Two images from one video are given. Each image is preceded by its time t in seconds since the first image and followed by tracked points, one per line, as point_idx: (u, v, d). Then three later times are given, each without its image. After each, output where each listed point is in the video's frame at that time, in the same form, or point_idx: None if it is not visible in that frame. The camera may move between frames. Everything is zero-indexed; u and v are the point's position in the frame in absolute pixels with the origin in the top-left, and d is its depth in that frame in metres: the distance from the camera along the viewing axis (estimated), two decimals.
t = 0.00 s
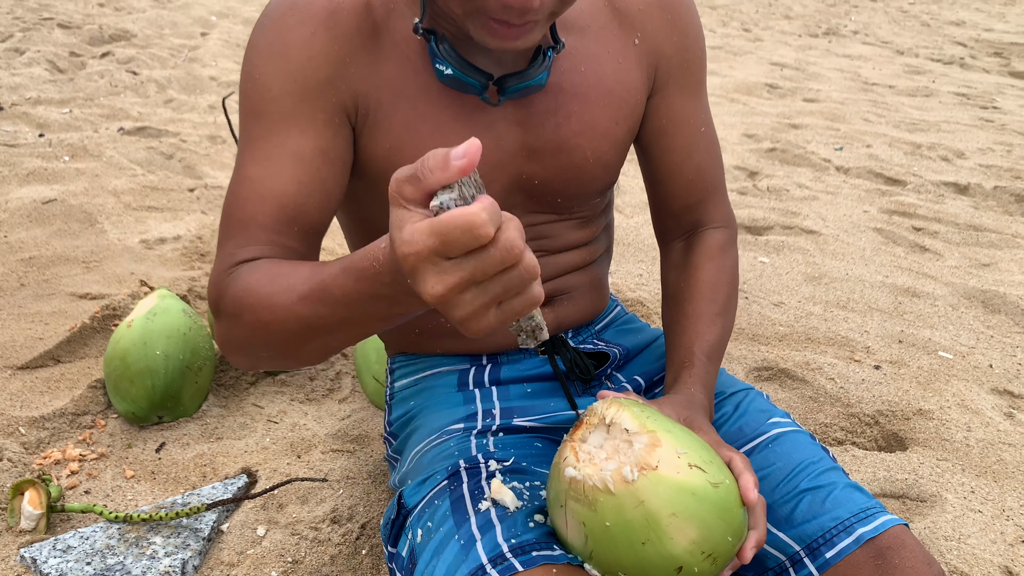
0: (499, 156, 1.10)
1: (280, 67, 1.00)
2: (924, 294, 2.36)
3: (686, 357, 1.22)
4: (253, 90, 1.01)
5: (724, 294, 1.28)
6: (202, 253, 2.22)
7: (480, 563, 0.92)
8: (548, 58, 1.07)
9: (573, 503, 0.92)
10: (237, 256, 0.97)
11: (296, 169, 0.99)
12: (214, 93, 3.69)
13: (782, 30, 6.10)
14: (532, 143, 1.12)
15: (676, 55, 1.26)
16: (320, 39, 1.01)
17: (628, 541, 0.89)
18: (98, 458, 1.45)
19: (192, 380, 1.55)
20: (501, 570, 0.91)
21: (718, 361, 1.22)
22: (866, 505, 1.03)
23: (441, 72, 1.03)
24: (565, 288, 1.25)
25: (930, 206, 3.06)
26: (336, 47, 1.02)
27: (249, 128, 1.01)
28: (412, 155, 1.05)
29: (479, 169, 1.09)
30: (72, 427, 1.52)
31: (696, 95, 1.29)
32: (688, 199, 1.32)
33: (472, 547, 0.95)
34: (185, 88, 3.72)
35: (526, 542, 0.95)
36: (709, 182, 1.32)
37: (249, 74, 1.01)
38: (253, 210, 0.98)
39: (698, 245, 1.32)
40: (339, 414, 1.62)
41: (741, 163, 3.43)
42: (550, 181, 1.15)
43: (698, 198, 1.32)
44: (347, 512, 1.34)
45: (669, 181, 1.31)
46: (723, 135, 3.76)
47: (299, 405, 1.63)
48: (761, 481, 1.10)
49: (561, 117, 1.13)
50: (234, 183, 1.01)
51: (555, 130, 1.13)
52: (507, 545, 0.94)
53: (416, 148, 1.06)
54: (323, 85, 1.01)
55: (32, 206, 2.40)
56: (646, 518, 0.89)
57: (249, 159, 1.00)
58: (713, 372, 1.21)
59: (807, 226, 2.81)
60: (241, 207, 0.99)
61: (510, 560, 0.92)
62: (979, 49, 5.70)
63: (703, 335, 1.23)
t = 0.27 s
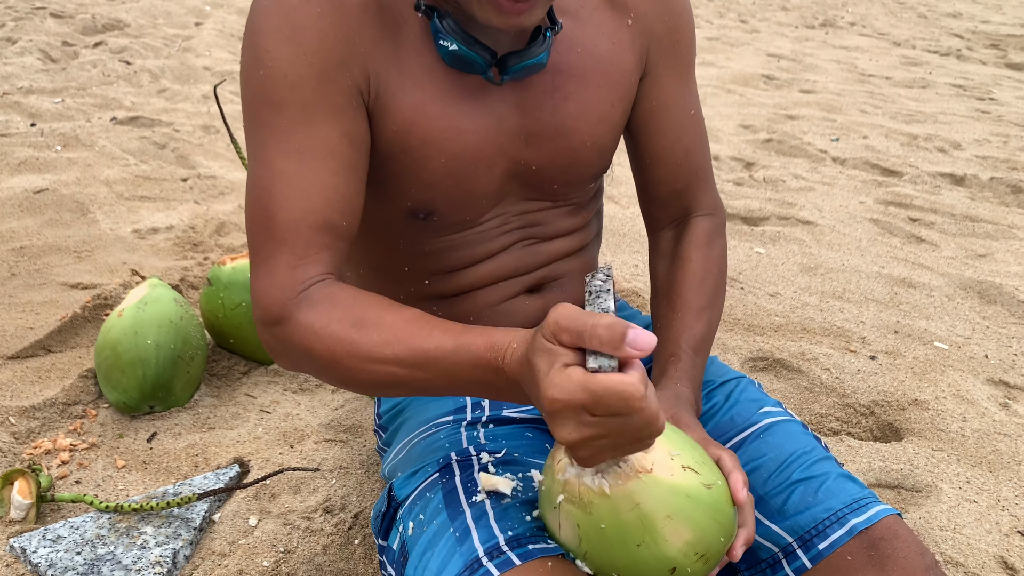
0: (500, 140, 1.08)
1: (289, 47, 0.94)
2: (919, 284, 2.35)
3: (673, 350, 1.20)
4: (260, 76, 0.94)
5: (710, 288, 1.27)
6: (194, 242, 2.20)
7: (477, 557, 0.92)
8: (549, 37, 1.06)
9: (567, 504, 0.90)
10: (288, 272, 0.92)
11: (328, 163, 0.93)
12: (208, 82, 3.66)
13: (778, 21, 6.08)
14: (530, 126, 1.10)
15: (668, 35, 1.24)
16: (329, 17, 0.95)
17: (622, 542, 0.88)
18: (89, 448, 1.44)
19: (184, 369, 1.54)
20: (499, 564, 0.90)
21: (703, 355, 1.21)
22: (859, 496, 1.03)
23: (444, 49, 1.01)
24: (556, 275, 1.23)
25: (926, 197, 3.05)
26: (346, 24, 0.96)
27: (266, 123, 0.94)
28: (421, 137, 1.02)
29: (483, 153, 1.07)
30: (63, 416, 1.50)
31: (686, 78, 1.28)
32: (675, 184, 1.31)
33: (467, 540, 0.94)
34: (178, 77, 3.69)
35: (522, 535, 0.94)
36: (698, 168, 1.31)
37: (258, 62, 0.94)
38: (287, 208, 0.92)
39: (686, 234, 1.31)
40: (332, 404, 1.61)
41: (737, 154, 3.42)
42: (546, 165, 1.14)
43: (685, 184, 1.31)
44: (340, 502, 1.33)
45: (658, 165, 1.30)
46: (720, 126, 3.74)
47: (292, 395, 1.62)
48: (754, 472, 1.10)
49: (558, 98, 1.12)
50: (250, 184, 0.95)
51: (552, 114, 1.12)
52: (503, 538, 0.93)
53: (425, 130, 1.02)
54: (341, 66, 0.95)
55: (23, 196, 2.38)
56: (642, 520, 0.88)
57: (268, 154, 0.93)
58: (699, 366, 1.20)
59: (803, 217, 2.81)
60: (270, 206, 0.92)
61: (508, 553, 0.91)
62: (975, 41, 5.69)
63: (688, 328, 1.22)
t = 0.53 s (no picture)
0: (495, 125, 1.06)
1: (284, 21, 0.93)
2: (912, 269, 2.35)
3: (663, 337, 1.19)
4: (258, 53, 0.93)
5: (703, 273, 1.26)
6: (182, 237, 2.18)
7: (468, 550, 0.90)
8: (544, 19, 1.05)
9: (559, 481, 0.90)
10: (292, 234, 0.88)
11: (325, 128, 0.91)
12: (195, 75, 3.62)
13: (770, 7, 6.05)
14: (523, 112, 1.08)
15: (664, 22, 1.22)
16: None
17: (617, 515, 0.87)
18: (77, 447, 1.42)
19: (172, 365, 1.53)
20: (489, 556, 0.89)
21: (696, 342, 1.20)
22: (859, 481, 1.02)
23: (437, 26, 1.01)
24: (550, 268, 1.24)
25: (918, 182, 3.04)
26: None
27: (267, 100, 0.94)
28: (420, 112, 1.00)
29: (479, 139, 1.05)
30: (50, 416, 1.49)
31: (682, 66, 1.27)
32: (670, 174, 1.30)
33: (459, 532, 0.92)
34: (165, 70, 3.65)
35: (513, 524, 0.93)
36: (692, 157, 1.30)
37: (253, 41, 0.94)
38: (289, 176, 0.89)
39: (679, 223, 1.30)
40: (323, 399, 1.59)
41: (729, 141, 3.40)
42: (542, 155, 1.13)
43: (681, 172, 1.30)
44: (332, 498, 1.32)
45: (653, 154, 1.28)
46: (712, 112, 3.73)
47: (282, 390, 1.61)
48: (753, 458, 1.09)
49: (554, 82, 1.10)
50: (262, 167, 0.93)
51: (547, 98, 1.10)
52: (494, 528, 0.92)
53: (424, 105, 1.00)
54: (332, 32, 0.94)
55: (8, 192, 2.34)
56: (635, 491, 0.87)
57: (272, 129, 0.92)
58: (690, 353, 1.18)
59: (795, 203, 2.79)
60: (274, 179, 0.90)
61: (499, 544, 0.90)
62: (967, 24, 5.67)
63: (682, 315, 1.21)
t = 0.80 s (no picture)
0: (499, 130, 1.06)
1: (299, 19, 0.92)
2: (911, 276, 2.35)
3: (663, 346, 1.20)
4: (268, 49, 0.92)
5: (702, 283, 1.27)
6: (181, 245, 2.18)
7: (462, 553, 0.90)
8: (551, 30, 1.04)
9: (554, 491, 0.91)
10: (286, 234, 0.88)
11: (330, 128, 0.90)
12: (194, 82, 3.63)
13: (767, 13, 6.07)
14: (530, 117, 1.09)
15: (664, 31, 1.23)
16: None
17: (611, 520, 0.88)
18: (75, 456, 1.42)
19: (171, 374, 1.52)
20: (483, 559, 0.89)
21: (696, 349, 1.20)
22: (857, 488, 1.02)
23: (447, 38, 0.99)
24: (550, 272, 1.24)
25: (916, 188, 3.05)
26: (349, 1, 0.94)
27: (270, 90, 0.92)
28: (423, 121, 1.00)
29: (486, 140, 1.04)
30: (49, 424, 1.49)
31: (681, 75, 1.27)
32: (670, 183, 1.30)
33: (452, 536, 0.92)
34: (164, 78, 3.65)
35: (505, 526, 0.93)
36: (692, 166, 1.30)
37: (262, 30, 0.92)
38: (291, 173, 0.89)
39: (678, 232, 1.31)
40: (321, 407, 1.59)
41: (727, 147, 3.41)
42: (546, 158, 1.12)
43: (680, 181, 1.30)
44: (330, 507, 1.32)
45: (652, 163, 1.28)
46: (709, 119, 3.73)
47: (281, 398, 1.61)
48: (751, 465, 1.09)
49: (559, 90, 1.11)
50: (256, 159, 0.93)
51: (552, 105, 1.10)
52: (487, 531, 0.92)
53: (428, 114, 1.00)
54: (346, 33, 0.93)
55: (7, 200, 2.35)
56: (626, 496, 0.88)
57: (274, 125, 0.91)
58: (690, 361, 1.19)
59: (793, 210, 2.80)
60: (275, 173, 0.89)
61: (492, 547, 0.90)
62: (963, 30, 5.70)
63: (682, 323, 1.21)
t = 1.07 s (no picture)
0: (508, 130, 1.06)
1: (313, 16, 0.89)
2: (906, 275, 2.35)
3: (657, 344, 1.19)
4: (280, 42, 0.89)
5: (698, 285, 1.25)
6: (175, 242, 2.17)
7: (454, 548, 0.90)
8: (562, 28, 1.04)
9: (553, 497, 0.91)
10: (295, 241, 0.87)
11: (341, 136, 0.89)
12: (189, 80, 3.61)
13: (763, 13, 6.07)
14: (537, 116, 1.08)
15: (671, 32, 1.23)
16: None
17: (610, 525, 0.88)
18: (67, 455, 1.41)
19: (163, 372, 1.51)
20: (474, 553, 0.88)
21: (692, 350, 1.18)
22: (849, 483, 1.02)
23: (462, 34, 0.99)
24: (552, 267, 1.21)
25: (911, 187, 3.06)
26: None
27: (276, 88, 0.89)
28: (435, 119, 1.00)
29: (493, 141, 1.04)
30: (40, 423, 1.47)
31: (684, 76, 1.26)
32: (668, 183, 1.29)
33: (445, 530, 0.92)
34: (159, 75, 3.64)
35: (498, 521, 0.92)
36: (691, 167, 1.30)
37: (274, 25, 0.90)
38: (299, 177, 0.87)
39: (675, 234, 1.30)
40: (315, 406, 1.59)
41: (722, 147, 3.41)
42: (552, 156, 1.11)
43: (679, 182, 1.29)
44: (324, 506, 1.31)
45: (652, 161, 1.28)
46: (705, 118, 3.73)
47: (275, 397, 1.60)
48: (743, 459, 1.08)
49: (567, 90, 1.10)
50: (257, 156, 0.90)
51: (560, 104, 1.09)
52: (479, 526, 0.91)
53: (440, 113, 1.00)
54: (360, 35, 0.91)
55: None
56: (625, 501, 0.88)
57: (281, 123, 0.89)
58: (687, 362, 1.17)
59: (789, 209, 2.80)
60: (279, 176, 0.87)
61: (484, 542, 0.89)
62: (958, 31, 5.71)
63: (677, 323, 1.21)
